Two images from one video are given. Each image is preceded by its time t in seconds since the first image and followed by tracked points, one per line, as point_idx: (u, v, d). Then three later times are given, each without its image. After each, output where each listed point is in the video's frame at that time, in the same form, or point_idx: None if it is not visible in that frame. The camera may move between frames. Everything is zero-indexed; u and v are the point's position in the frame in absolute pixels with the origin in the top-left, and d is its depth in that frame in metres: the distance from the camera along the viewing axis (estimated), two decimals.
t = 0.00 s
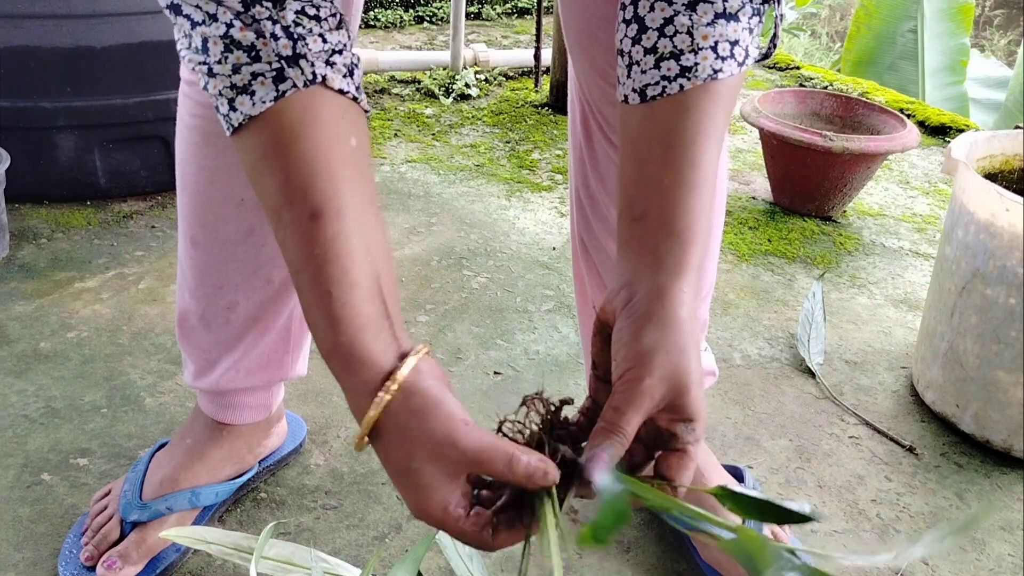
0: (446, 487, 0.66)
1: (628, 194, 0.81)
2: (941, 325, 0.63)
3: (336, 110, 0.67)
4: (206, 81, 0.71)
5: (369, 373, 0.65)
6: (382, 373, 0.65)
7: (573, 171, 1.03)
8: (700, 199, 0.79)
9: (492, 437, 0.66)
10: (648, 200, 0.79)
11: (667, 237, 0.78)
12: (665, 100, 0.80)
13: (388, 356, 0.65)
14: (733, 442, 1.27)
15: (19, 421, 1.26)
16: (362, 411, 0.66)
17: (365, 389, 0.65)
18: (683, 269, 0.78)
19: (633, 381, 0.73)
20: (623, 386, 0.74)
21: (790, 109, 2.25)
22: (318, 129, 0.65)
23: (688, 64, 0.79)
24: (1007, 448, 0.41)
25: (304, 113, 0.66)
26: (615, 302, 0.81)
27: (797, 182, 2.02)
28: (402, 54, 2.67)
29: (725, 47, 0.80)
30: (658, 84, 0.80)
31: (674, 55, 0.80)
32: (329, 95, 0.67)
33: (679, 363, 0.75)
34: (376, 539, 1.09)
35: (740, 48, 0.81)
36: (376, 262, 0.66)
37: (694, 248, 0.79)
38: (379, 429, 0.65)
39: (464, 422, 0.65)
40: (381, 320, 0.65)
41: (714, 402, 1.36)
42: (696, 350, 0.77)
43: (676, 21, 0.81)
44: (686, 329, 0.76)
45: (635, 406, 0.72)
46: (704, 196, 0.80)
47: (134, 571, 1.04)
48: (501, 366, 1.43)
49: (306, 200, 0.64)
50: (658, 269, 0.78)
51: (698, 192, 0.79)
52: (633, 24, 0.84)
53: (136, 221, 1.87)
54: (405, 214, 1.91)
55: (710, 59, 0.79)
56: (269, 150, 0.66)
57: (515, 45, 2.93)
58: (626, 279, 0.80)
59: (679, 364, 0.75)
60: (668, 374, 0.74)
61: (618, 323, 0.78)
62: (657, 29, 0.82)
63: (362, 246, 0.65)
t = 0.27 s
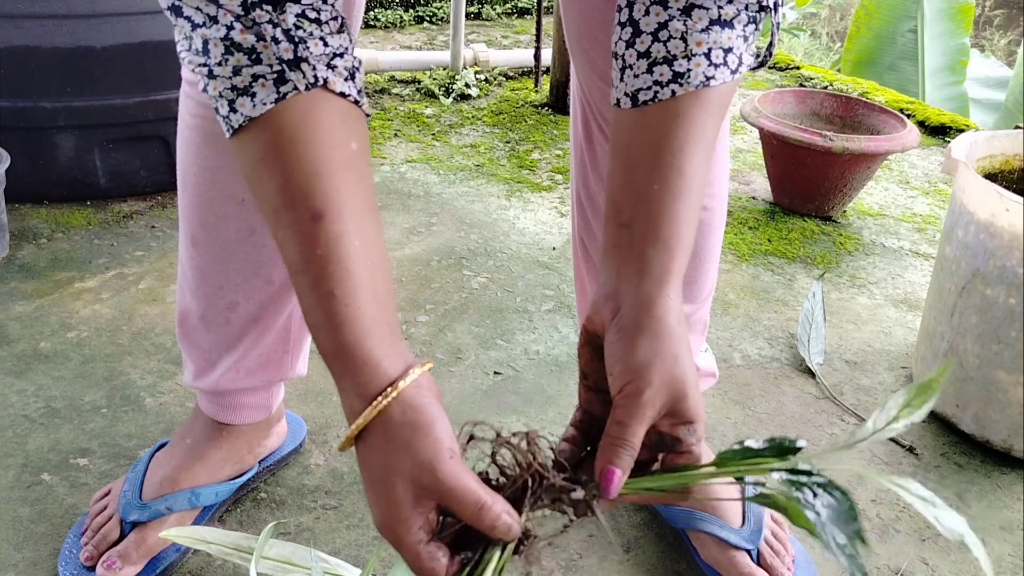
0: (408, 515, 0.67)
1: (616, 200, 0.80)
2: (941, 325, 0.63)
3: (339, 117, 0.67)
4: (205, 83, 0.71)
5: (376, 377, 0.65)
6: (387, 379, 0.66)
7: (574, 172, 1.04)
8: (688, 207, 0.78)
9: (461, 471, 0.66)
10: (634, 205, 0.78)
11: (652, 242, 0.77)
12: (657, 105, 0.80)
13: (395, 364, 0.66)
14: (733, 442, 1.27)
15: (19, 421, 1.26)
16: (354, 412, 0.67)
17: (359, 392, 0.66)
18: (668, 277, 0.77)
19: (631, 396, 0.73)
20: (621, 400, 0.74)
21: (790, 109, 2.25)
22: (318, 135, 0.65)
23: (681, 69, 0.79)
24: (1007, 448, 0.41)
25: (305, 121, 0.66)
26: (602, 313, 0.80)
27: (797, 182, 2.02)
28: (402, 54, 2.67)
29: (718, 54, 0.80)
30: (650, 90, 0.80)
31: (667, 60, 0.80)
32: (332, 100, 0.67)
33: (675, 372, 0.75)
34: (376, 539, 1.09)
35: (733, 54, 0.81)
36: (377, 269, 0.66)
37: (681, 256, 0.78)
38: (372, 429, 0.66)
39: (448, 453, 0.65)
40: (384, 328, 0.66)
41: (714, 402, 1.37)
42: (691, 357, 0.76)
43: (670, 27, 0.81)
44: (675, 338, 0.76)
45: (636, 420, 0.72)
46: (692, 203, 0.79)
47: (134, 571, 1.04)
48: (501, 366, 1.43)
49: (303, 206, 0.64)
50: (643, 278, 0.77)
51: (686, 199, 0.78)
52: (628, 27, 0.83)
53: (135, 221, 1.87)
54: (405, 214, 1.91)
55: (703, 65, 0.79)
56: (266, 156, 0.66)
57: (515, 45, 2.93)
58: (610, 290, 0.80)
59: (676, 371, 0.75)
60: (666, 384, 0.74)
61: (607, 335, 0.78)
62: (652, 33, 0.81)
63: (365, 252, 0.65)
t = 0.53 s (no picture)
0: (388, 519, 0.64)
1: (613, 204, 0.78)
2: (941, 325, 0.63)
3: (358, 118, 0.65)
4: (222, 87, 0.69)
5: (384, 382, 0.63)
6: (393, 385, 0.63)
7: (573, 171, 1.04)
8: (686, 212, 0.76)
9: (438, 493, 0.63)
10: (632, 209, 0.76)
11: (650, 244, 0.75)
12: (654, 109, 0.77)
13: (404, 373, 0.63)
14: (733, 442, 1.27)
15: (19, 421, 1.26)
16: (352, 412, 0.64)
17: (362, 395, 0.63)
18: (669, 282, 0.75)
19: (657, 401, 0.73)
20: (648, 408, 0.73)
21: (790, 109, 2.25)
22: (331, 134, 0.63)
23: (680, 72, 0.77)
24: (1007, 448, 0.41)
25: (320, 114, 0.64)
26: (608, 323, 0.78)
27: (797, 182, 2.02)
28: (402, 54, 2.67)
29: (718, 57, 0.78)
30: (648, 92, 0.77)
31: (666, 62, 0.77)
32: (348, 101, 0.65)
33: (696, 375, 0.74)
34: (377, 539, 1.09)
35: (733, 58, 0.79)
36: (392, 275, 0.64)
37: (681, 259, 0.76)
38: (373, 431, 0.62)
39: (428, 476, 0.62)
40: (395, 331, 0.63)
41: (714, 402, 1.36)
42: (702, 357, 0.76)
43: (669, 29, 0.78)
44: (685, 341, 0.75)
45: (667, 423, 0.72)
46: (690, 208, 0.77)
47: (135, 571, 1.04)
48: (500, 366, 1.43)
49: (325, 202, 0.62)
50: (644, 281, 0.75)
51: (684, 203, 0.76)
52: (628, 28, 0.81)
53: (136, 221, 1.87)
54: (405, 214, 1.91)
55: (702, 68, 0.77)
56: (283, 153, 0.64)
57: (515, 45, 2.93)
58: (612, 299, 0.77)
59: (696, 371, 0.74)
60: (689, 386, 0.74)
61: (619, 343, 0.76)
62: (651, 35, 0.79)
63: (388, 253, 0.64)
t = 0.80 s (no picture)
0: (277, 553, 0.63)
1: (651, 215, 0.75)
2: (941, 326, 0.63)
3: (313, 140, 0.65)
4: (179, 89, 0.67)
5: (300, 409, 0.61)
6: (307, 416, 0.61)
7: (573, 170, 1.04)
8: (723, 216, 0.74)
9: (338, 538, 0.62)
10: (672, 219, 0.74)
11: (691, 251, 0.73)
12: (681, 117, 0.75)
13: (323, 403, 0.62)
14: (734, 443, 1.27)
15: (19, 421, 1.26)
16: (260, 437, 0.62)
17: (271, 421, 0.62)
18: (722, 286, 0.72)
19: (733, 409, 0.70)
20: (730, 417, 0.70)
21: (790, 109, 2.25)
22: (282, 153, 0.62)
23: (702, 77, 0.75)
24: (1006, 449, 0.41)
25: (277, 127, 0.63)
26: (666, 336, 0.75)
27: (797, 182, 2.02)
28: (402, 54, 2.67)
29: (738, 58, 0.76)
30: (672, 101, 0.75)
31: (687, 69, 0.76)
32: (304, 124, 0.64)
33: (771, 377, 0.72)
34: (376, 539, 1.09)
35: (752, 58, 0.77)
36: (322, 302, 0.63)
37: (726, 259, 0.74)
38: (277, 459, 0.61)
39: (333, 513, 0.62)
40: (320, 358, 0.62)
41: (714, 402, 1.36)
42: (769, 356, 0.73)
43: (686, 35, 0.77)
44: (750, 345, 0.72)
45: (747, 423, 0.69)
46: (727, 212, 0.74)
47: (135, 571, 1.04)
48: (500, 366, 1.43)
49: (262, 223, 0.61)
50: (695, 289, 0.72)
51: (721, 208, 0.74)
52: (642, 39, 0.80)
53: (135, 221, 1.87)
54: (405, 214, 1.91)
55: (723, 71, 0.75)
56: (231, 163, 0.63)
57: (514, 45, 2.92)
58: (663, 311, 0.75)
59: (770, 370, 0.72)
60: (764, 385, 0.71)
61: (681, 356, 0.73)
62: (668, 44, 0.78)
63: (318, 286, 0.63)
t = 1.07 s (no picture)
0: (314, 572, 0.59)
1: (651, 215, 0.75)
2: (940, 326, 0.63)
3: (293, 160, 0.64)
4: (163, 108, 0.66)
5: (291, 432, 0.58)
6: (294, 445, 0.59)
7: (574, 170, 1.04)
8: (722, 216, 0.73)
9: (370, 539, 0.61)
10: (670, 218, 0.74)
11: (691, 250, 0.73)
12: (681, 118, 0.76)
13: (312, 419, 0.60)
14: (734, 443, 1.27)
15: (19, 421, 1.26)
16: (261, 469, 0.59)
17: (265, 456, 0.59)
18: (714, 291, 0.72)
19: (699, 423, 0.67)
20: (697, 421, 0.67)
21: (790, 109, 2.25)
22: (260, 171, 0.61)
23: (701, 79, 0.75)
24: (1006, 449, 0.41)
25: (258, 152, 0.62)
26: (657, 336, 0.75)
27: (797, 182, 2.02)
28: (401, 54, 2.67)
29: (737, 60, 0.76)
30: (672, 103, 0.76)
31: (686, 71, 0.76)
32: (283, 142, 0.64)
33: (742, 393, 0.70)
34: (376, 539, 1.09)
35: (752, 60, 0.77)
36: (307, 319, 0.61)
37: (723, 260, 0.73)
38: (283, 485, 0.58)
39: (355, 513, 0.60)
40: (308, 380, 0.60)
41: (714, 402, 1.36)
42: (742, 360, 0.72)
43: (686, 37, 0.77)
44: (728, 352, 0.71)
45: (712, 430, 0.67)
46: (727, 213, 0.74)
47: (135, 571, 1.04)
48: (500, 366, 1.43)
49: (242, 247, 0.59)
50: (690, 297, 0.72)
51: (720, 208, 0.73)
52: (643, 41, 0.81)
53: (135, 221, 1.87)
54: (405, 214, 1.91)
55: (723, 73, 0.75)
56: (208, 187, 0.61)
57: (514, 45, 2.92)
58: (657, 309, 0.75)
59: (742, 390, 0.70)
60: (735, 396, 0.69)
61: (667, 357, 0.73)
62: (668, 45, 0.78)
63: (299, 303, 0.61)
